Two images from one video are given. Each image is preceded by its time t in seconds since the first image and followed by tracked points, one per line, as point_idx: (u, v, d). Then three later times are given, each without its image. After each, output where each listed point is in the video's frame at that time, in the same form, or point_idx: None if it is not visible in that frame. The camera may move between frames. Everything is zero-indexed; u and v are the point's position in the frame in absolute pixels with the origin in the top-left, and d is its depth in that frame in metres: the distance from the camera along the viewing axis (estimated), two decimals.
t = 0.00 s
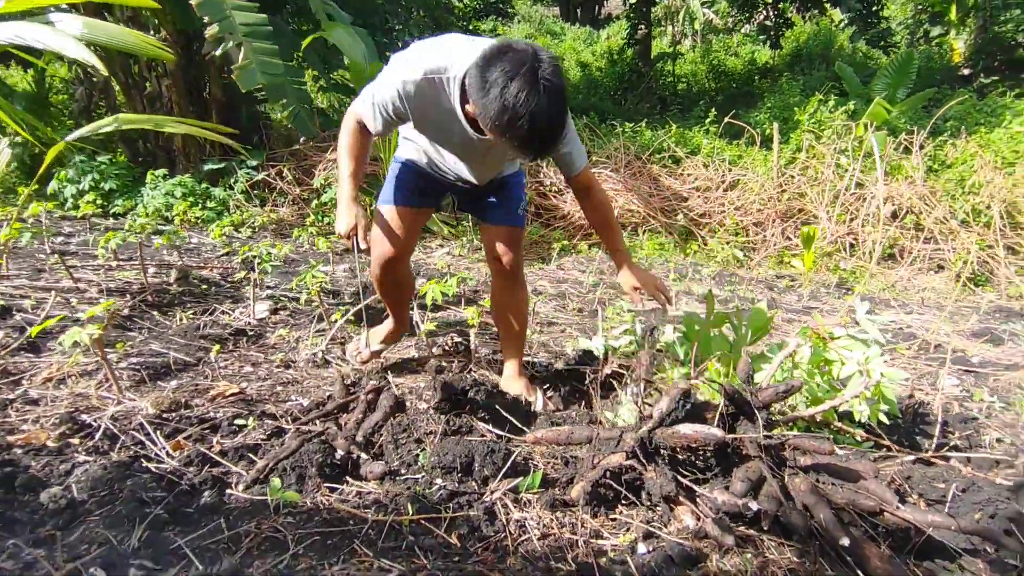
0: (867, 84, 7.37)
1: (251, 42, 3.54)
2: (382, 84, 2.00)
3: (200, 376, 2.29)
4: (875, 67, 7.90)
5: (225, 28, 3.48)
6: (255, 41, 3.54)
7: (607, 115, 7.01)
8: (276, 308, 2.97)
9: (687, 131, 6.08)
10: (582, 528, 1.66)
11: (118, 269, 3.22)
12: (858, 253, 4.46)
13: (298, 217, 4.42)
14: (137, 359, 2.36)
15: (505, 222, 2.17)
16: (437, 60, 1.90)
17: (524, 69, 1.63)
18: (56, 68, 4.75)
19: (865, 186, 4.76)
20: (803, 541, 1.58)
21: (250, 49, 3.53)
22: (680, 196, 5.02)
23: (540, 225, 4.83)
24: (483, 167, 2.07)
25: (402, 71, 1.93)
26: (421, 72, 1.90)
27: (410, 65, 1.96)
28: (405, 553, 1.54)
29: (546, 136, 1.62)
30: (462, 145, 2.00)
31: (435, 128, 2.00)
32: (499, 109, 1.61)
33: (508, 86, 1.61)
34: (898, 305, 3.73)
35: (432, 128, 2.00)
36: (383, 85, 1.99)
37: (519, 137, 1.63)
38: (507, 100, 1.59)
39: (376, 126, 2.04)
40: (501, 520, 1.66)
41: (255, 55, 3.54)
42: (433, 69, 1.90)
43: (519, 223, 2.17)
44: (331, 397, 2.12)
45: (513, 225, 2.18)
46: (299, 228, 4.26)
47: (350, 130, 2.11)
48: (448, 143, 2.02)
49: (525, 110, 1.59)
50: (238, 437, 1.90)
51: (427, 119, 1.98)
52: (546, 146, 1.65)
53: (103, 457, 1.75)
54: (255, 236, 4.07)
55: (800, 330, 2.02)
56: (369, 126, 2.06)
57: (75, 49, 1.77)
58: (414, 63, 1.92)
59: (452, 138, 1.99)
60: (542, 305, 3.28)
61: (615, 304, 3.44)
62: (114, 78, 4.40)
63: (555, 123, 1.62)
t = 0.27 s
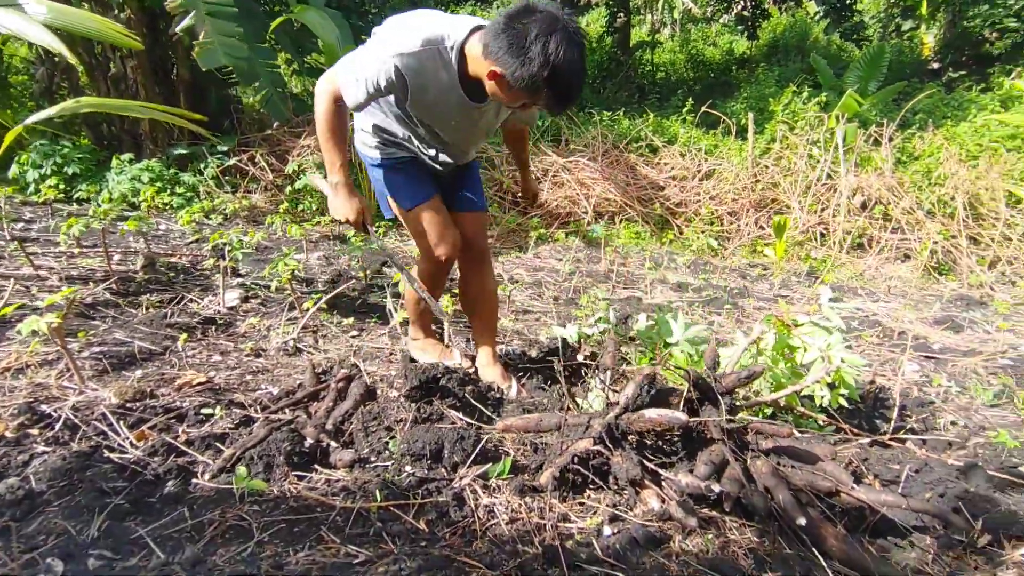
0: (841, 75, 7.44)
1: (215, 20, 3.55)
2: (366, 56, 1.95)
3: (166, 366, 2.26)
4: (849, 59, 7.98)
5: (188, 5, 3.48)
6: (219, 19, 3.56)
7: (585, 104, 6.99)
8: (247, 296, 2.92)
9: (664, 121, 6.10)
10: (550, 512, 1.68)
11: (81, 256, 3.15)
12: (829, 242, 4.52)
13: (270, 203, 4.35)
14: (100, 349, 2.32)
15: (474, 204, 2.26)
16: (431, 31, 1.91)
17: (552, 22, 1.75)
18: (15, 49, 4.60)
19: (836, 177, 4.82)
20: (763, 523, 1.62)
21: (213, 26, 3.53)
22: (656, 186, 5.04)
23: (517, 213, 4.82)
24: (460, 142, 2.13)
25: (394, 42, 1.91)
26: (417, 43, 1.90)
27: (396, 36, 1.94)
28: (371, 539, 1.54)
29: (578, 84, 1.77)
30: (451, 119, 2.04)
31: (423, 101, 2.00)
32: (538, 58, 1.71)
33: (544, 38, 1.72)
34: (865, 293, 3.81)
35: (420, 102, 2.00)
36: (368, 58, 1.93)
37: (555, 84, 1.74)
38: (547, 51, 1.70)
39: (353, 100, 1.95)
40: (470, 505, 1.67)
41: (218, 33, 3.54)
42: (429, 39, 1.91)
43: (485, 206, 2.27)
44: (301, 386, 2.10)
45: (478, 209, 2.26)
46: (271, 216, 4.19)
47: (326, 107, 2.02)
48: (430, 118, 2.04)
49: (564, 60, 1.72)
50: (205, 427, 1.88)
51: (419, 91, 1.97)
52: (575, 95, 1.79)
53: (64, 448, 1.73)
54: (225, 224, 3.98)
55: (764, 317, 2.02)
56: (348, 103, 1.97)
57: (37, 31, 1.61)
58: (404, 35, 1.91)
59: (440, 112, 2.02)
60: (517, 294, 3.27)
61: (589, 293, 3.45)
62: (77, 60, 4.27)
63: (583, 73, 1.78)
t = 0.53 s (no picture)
0: (812, 81, 7.59)
1: (183, 12, 3.48)
2: (351, 69, 1.88)
3: (135, 365, 2.22)
4: (820, 65, 8.14)
5: None
6: (187, 11, 3.48)
7: (563, 106, 7.02)
8: (219, 296, 2.88)
9: (640, 123, 6.15)
10: (526, 506, 1.69)
11: (46, 256, 3.08)
12: (800, 244, 4.61)
13: (244, 202, 4.30)
14: (65, 349, 2.27)
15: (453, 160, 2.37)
16: (415, 29, 1.93)
17: None
18: None
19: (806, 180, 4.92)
20: (734, 512, 1.66)
21: (181, 19, 3.46)
22: (632, 187, 5.08)
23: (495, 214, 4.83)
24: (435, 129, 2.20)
25: (381, 47, 1.89)
26: (405, 45, 1.90)
27: (378, 43, 1.91)
28: (347, 534, 1.53)
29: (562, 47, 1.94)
30: (433, 110, 2.09)
31: (408, 98, 2.03)
32: (532, 26, 1.84)
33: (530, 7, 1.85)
34: (835, 293, 3.89)
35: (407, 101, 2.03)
36: (354, 71, 1.88)
37: (548, 48, 1.89)
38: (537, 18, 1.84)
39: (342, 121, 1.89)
40: (446, 500, 1.68)
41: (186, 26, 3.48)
42: (415, 36, 1.92)
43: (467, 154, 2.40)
44: (275, 384, 2.09)
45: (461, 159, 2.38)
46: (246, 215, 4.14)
47: (317, 141, 1.95)
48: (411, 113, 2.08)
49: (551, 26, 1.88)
50: (175, 426, 1.86)
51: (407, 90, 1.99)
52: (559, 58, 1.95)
53: (27, 449, 1.70)
54: (198, 223, 3.92)
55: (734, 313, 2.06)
56: (341, 124, 1.90)
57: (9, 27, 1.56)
58: (389, 38, 1.90)
59: (424, 106, 2.07)
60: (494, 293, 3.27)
61: (566, 292, 3.47)
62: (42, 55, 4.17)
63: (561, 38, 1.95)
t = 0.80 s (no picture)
0: (789, 93, 7.73)
1: (171, 20, 3.51)
2: (357, 88, 2.00)
3: (113, 378, 2.20)
4: (797, 77, 8.30)
5: (142, 8, 3.45)
6: (176, 19, 3.51)
7: (545, 117, 7.07)
8: (199, 306, 2.85)
9: (622, 134, 6.22)
10: (509, 515, 1.69)
11: (21, 266, 3.03)
12: (779, 252, 4.68)
13: (225, 212, 4.27)
14: (40, 361, 2.24)
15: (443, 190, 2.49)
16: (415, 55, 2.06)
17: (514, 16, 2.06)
18: None
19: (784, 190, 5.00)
20: (715, 518, 1.67)
21: (169, 27, 3.49)
22: (614, 197, 5.12)
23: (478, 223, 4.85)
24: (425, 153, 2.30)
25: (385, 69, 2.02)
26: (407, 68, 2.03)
27: (382, 66, 2.04)
28: (330, 545, 1.53)
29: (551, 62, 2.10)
30: (428, 132, 2.21)
31: (407, 120, 2.14)
32: (526, 45, 2.00)
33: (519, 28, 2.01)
34: (813, 301, 3.95)
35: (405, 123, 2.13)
36: (359, 90, 1.99)
37: (540, 64, 2.05)
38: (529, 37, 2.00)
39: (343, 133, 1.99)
40: (430, 509, 1.68)
41: (177, 34, 3.52)
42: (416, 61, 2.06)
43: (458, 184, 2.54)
44: (257, 396, 2.07)
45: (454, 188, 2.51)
46: (227, 224, 4.11)
47: (317, 155, 2.01)
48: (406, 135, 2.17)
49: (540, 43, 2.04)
50: (154, 439, 1.84)
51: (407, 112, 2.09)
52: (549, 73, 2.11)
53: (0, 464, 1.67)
54: (177, 233, 3.89)
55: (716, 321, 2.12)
56: (343, 138, 1.99)
57: None
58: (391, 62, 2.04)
59: (421, 128, 2.17)
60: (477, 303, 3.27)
61: (550, 301, 3.49)
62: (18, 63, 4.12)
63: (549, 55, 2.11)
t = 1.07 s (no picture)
0: (778, 107, 7.82)
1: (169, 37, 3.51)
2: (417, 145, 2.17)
3: (102, 391, 2.17)
4: (785, 91, 8.40)
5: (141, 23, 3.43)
6: (173, 35, 3.51)
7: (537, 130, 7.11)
8: (190, 318, 2.84)
9: (614, 146, 6.26)
10: (503, 528, 1.69)
11: (9, 278, 3.01)
12: (769, 264, 4.71)
13: (216, 224, 4.25)
14: (28, 374, 2.21)
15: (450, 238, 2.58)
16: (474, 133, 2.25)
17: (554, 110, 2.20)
18: None
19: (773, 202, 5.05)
20: (708, 529, 1.68)
21: (167, 44, 3.50)
22: (606, 210, 5.14)
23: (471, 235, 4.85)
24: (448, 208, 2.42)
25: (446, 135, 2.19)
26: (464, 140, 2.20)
27: (445, 133, 2.21)
28: (323, 560, 1.52)
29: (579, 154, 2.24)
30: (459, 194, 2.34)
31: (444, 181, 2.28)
32: (559, 139, 2.13)
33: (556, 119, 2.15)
34: (804, 312, 3.97)
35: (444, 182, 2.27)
36: (419, 146, 2.14)
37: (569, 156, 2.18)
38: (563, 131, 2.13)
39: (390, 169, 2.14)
40: (423, 522, 1.67)
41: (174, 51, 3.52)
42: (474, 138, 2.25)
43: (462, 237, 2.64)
44: (248, 409, 2.06)
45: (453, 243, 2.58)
46: (218, 236, 4.10)
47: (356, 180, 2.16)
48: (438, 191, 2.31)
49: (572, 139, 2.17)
50: (144, 453, 1.82)
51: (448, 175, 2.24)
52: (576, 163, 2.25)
53: None
54: (168, 245, 3.87)
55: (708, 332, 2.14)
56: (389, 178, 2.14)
57: None
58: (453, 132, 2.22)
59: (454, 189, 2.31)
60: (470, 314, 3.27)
61: (543, 313, 3.49)
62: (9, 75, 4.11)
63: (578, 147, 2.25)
